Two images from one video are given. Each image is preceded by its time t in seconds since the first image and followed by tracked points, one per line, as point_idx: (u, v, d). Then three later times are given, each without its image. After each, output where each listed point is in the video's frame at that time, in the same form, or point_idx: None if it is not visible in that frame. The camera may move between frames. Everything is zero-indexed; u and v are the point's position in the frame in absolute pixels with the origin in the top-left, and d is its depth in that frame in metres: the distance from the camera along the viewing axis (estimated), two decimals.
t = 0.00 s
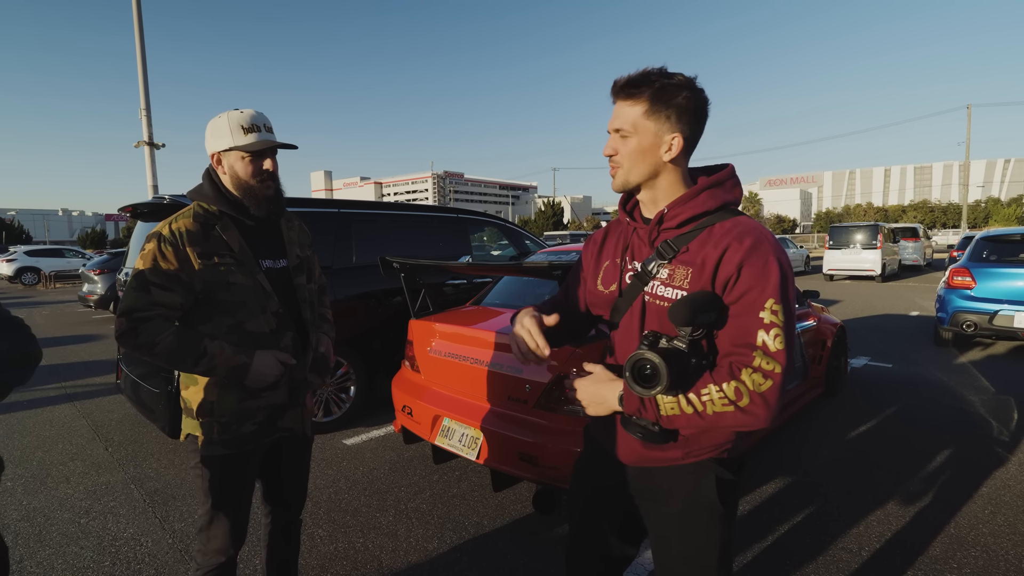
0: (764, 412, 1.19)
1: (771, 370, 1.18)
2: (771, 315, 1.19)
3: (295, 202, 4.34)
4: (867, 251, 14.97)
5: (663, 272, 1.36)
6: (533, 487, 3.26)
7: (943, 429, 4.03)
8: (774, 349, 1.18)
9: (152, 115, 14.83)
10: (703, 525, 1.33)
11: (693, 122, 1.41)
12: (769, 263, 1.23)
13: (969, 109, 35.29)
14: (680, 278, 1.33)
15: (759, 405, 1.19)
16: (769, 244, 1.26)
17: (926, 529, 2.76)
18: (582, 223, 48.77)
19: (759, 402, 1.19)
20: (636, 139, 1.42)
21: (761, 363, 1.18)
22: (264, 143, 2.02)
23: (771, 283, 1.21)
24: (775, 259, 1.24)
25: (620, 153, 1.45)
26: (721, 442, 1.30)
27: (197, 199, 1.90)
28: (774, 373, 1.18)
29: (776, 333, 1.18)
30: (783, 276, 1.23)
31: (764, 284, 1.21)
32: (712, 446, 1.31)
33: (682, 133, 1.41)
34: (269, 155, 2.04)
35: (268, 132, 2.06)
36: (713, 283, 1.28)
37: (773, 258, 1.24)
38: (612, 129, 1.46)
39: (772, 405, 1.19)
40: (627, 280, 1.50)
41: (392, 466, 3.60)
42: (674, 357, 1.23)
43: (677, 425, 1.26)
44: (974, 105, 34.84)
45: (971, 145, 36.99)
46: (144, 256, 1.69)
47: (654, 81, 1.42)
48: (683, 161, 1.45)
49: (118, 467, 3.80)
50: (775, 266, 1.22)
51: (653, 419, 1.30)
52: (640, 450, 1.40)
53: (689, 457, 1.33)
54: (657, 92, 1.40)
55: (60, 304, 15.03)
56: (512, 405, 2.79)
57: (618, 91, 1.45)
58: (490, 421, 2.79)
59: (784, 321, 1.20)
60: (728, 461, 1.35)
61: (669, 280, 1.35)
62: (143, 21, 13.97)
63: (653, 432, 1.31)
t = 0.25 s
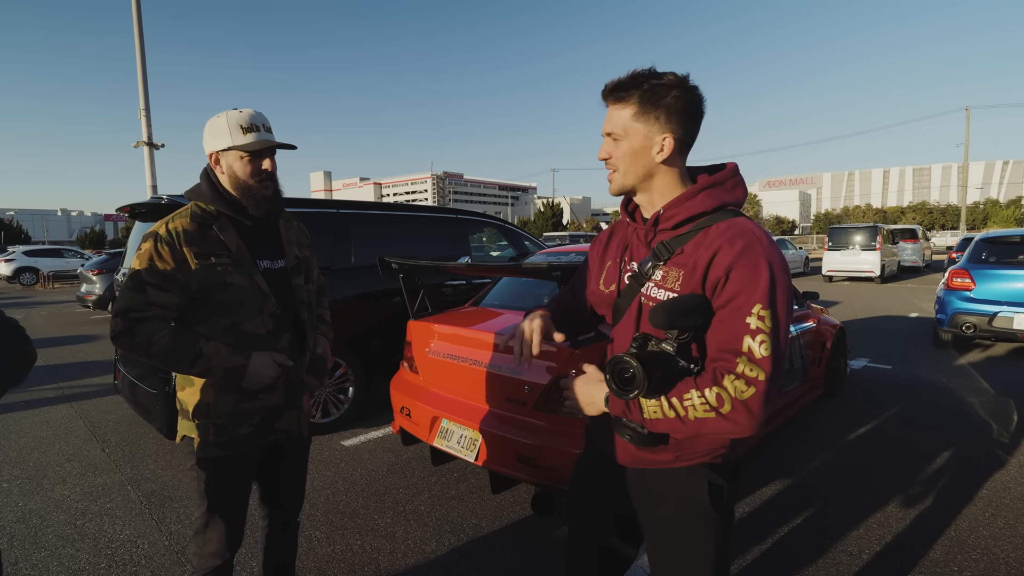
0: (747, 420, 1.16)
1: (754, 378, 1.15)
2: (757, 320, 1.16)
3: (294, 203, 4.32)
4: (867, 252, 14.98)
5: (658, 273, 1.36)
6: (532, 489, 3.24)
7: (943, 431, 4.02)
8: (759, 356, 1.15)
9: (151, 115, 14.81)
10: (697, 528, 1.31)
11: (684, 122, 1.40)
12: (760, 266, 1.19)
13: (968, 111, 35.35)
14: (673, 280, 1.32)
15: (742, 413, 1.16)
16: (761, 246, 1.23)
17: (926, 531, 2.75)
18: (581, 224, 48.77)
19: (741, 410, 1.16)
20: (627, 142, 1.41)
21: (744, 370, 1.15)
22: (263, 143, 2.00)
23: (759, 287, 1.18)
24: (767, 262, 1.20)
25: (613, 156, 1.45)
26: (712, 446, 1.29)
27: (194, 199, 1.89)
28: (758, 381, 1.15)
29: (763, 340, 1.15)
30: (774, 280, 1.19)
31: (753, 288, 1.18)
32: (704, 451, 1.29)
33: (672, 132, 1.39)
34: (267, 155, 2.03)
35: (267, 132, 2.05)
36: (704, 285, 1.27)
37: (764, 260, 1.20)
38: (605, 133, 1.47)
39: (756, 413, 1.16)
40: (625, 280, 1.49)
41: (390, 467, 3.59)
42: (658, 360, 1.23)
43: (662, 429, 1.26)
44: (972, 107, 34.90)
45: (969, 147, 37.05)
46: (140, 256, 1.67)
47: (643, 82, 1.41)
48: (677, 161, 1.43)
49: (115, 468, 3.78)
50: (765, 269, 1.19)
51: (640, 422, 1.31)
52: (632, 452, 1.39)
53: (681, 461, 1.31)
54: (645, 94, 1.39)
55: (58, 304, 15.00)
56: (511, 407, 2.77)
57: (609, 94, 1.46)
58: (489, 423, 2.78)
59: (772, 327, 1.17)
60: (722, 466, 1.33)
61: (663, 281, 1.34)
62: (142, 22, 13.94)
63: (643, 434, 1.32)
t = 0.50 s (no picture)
0: (741, 423, 1.15)
1: (749, 380, 1.14)
2: (754, 322, 1.15)
3: (292, 203, 4.31)
4: (866, 254, 14.99)
5: (659, 274, 1.36)
6: (531, 491, 3.24)
7: (942, 432, 4.02)
8: (755, 358, 1.14)
9: (150, 115, 14.78)
10: (693, 532, 1.30)
11: (687, 121, 1.38)
12: (760, 267, 1.18)
13: (966, 113, 35.41)
14: (673, 281, 1.32)
15: (734, 415, 1.15)
16: (761, 247, 1.22)
17: (926, 533, 2.74)
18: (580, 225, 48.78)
19: (734, 412, 1.15)
20: (627, 141, 1.42)
21: (739, 372, 1.14)
22: (261, 142, 1.99)
23: (759, 289, 1.16)
24: (766, 264, 1.19)
25: (616, 155, 1.46)
26: (706, 451, 1.27)
27: (192, 199, 1.88)
28: (752, 384, 1.14)
29: (759, 342, 1.14)
30: (773, 283, 1.18)
31: (752, 290, 1.17)
32: (698, 454, 1.28)
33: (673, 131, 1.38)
34: (266, 155, 2.02)
35: (266, 131, 2.03)
36: (704, 285, 1.26)
37: (763, 262, 1.19)
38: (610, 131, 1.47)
39: (750, 416, 1.15)
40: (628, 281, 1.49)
41: (388, 469, 3.58)
42: (655, 359, 1.23)
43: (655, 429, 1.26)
44: (970, 109, 34.99)
45: (968, 149, 37.11)
46: (137, 256, 1.66)
47: (647, 81, 1.41)
48: (681, 161, 1.42)
49: (111, 469, 3.77)
50: (765, 270, 1.18)
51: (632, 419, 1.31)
52: (626, 451, 1.38)
53: (673, 463, 1.30)
54: (648, 93, 1.39)
55: (56, 304, 14.97)
56: (510, 408, 2.76)
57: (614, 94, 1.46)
58: (488, 424, 2.77)
59: (769, 329, 1.15)
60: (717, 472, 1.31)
61: (664, 282, 1.34)
62: (140, 21, 13.91)
63: (639, 433, 1.31)
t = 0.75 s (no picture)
0: (735, 423, 1.14)
1: (744, 380, 1.13)
2: (753, 323, 1.14)
3: (291, 203, 4.30)
4: (864, 255, 15.00)
5: (662, 273, 1.35)
6: (529, 492, 3.23)
7: (941, 434, 4.02)
8: (752, 359, 1.13)
9: (149, 115, 14.77)
10: (692, 534, 1.30)
11: (694, 119, 1.38)
12: (761, 268, 1.18)
13: (965, 115, 35.46)
14: (676, 280, 1.32)
15: (730, 415, 1.14)
16: (764, 248, 1.21)
17: (924, 535, 2.74)
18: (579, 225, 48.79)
19: (729, 412, 1.14)
20: (632, 136, 1.42)
21: (735, 372, 1.14)
22: (260, 142, 1.99)
23: (759, 290, 1.16)
24: (768, 265, 1.18)
25: (622, 150, 1.46)
26: (709, 453, 1.26)
27: (190, 199, 1.88)
28: (748, 384, 1.13)
29: (757, 343, 1.13)
30: (774, 284, 1.17)
31: (752, 291, 1.16)
32: (701, 456, 1.27)
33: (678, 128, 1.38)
34: (264, 155, 2.02)
35: (264, 131, 2.03)
36: (705, 285, 1.26)
37: (765, 263, 1.19)
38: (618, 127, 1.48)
39: (745, 417, 1.14)
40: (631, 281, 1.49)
41: (386, 470, 3.57)
42: (651, 356, 1.23)
43: (651, 426, 1.25)
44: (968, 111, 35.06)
45: (966, 151, 37.17)
46: (134, 256, 1.65)
47: (657, 78, 1.41)
48: (686, 158, 1.41)
49: (108, 470, 3.76)
50: (767, 271, 1.17)
51: (628, 417, 1.31)
52: (628, 453, 1.38)
53: (675, 465, 1.30)
54: (656, 90, 1.39)
55: (54, 304, 14.93)
56: (508, 409, 2.76)
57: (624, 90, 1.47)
58: (486, 425, 2.76)
59: (768, 330, 1.14)
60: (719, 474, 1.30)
61: (665, 281, 1.33)
62: (140, 21, 13.91)
63: (638, 432, 1.32)
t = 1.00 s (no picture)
0: (739, 429, 1.14)
1: (746, 387, 1.13)
2: (752, 329, 1.14)
3: (289, 204, 4.30)
4: (862, 256, 15.02)
5: (660, 278, 1.35)
6: (527, 493, 3.23)
7: (939, 434, 4.02)
8: (753, 365, 1.13)
9: (147, 115, 14.75)
10: (691, 537, 1.29)
11: (689, 123, 1.38)
12: (759, 273, 1.17)
13: (963, 116, 35.53)
14: (674, 285, 1.31)
15: (733, 422, 1.14)
16: (761, 252, 1.20)
17: (921, 536, 2.74)
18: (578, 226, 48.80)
19: (732, 419, 1.14)
20: (628, 141, 1.41)
21: (736, 378, 1.14)
22: (258, 142, 1.99)
23: (757, 295, 1.15)
24: (765, 270, 1.17)
25: (618, 156, 1.46)
26: (707, 456, 1.27)
27: (186, 199, 1.87)
28: (749, 390, 1.13)
29: (757, 349, 1.13)
30: (773, 289, 1.17)
31: (750, 296, 1.16)
32: (700, 458, 1.27)
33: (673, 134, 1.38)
34: (262, 155, 2.01)
35: (262, 131, 2.03)
36: (703, 289, 1.25)
37: (762, 267, 1.18)
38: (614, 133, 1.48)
39: (748, 423, 1.14)
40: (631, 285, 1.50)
41: (384, 471, 3.56)
42: (653, 365, 1.23)
43: (654, 433, 1.26)
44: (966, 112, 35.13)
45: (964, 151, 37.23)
46: (130, 257, 1.65)
47: (652, 83, 1.41)
48: (682, 163, 1.41)
49: (106, 471, 3.75)
50: (764, 276, 1.17)
51: (632, 424, 1.32)
52: (628, 456, 1.39)
53: (673, 467, 1.30)
54: (651, 95, 1.39)
55: (52, 305, 14.90)
56: (506, 410, 2.75)
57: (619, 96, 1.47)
58: (484, 426, 2.76)
59: (768, 335, 1.14)
60: (719, 476, 1.29)
61: (664, 287, 1.33)
62: (139, 22, 13.90)
63: (640, 437, 1.33)
